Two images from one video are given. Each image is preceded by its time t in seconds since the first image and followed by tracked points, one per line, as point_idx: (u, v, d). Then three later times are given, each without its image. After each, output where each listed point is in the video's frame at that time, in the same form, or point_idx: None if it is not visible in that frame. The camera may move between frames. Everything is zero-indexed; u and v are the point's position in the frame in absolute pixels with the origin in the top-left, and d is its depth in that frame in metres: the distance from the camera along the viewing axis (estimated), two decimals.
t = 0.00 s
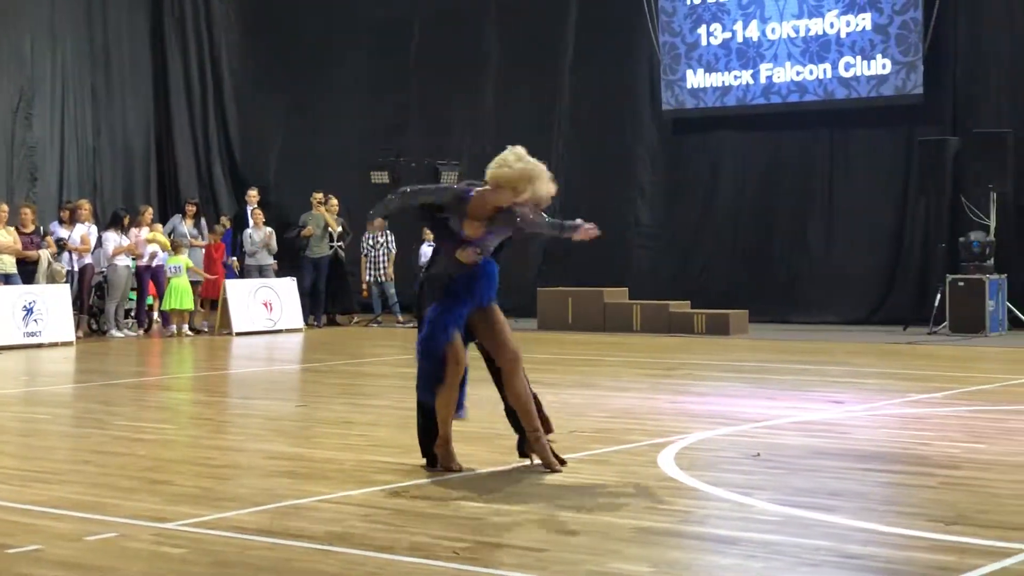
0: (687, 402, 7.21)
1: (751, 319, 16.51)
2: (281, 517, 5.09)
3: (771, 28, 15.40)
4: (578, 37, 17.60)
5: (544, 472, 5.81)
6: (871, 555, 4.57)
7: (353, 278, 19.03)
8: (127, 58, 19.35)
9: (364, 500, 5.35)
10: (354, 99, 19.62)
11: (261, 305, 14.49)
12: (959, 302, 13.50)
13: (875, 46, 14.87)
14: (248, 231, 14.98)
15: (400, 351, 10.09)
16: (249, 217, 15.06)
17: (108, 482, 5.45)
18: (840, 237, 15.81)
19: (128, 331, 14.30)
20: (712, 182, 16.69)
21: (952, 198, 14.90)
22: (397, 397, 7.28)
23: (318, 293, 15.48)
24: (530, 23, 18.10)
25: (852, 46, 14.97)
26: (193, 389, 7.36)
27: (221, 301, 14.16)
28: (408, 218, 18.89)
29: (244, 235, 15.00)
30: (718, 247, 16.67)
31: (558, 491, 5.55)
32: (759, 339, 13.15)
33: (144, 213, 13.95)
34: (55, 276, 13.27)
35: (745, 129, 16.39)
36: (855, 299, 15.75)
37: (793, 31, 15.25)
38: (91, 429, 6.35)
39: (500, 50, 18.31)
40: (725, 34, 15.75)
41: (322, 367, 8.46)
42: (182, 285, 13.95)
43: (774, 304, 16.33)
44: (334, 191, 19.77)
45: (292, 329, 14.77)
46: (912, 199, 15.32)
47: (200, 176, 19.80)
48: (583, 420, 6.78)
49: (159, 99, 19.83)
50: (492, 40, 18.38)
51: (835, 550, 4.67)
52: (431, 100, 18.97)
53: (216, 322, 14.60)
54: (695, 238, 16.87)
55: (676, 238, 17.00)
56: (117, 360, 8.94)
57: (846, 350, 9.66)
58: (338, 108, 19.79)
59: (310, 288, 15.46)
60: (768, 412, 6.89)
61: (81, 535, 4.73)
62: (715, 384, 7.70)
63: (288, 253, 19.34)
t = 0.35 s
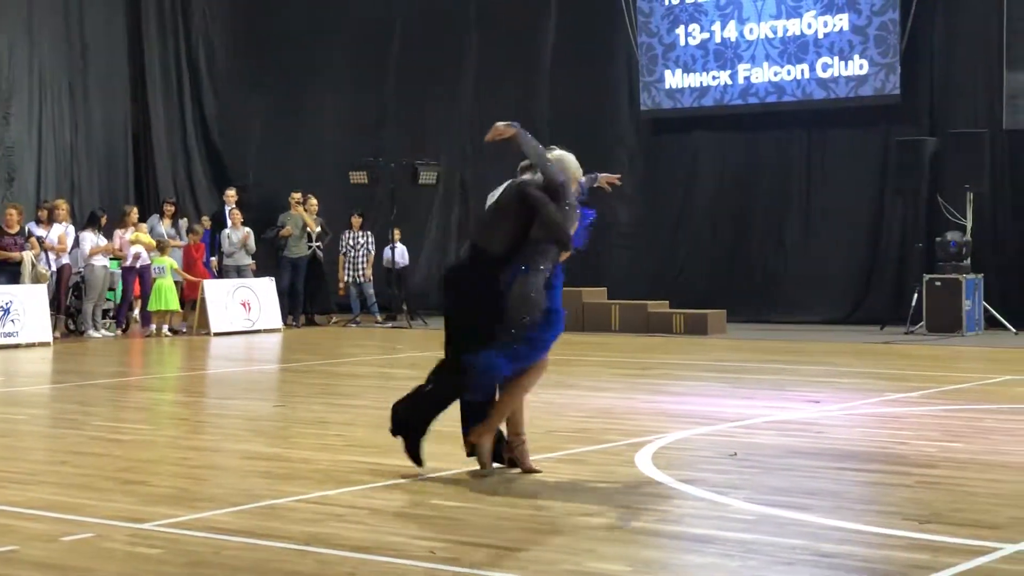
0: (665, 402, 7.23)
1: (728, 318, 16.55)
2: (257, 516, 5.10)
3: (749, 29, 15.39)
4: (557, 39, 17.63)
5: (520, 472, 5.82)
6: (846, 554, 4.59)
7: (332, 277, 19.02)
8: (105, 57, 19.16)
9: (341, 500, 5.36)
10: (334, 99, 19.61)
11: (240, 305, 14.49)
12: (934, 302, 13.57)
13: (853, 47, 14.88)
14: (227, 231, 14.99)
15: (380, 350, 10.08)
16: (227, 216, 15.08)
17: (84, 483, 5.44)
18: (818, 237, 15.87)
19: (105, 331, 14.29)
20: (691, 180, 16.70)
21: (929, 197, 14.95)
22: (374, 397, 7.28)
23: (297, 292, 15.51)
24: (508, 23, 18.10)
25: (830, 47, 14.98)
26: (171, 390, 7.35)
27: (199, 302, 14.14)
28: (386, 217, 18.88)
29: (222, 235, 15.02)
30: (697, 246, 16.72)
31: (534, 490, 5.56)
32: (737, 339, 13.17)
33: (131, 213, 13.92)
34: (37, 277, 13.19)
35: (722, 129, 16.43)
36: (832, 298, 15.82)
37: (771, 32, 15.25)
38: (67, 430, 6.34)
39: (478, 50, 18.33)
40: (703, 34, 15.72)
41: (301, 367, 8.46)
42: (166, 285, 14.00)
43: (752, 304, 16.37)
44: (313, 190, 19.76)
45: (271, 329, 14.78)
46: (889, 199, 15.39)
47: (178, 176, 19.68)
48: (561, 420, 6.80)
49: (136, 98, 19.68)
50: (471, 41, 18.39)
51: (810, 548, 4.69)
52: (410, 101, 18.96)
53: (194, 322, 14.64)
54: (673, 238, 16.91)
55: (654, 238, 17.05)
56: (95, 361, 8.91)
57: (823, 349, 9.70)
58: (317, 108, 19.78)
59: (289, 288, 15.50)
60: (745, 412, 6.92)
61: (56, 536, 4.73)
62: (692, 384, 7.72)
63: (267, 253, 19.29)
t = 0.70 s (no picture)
0: (640, 402, 7.24)
1: (703, 318, 16.57)
2: (229, 517, 5.10)
3: (723, 30, 15.41)
4: (531, 40, 17.66)
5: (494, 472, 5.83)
6: (817, 553, 4.61)
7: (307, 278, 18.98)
8: (78, 55, 18.97)
9: (313, 500, 5.36)
10: (311, 99, 19.57)
11: (214, 305, 14.46)
12: (907, 303, 13.63)
13: (828, 49, 14.91)
14: (200, 231, 14.96)
15: (356, 351, 10.08)
16: (201, 217, 15.03)
17: (55, 484, 5.43)
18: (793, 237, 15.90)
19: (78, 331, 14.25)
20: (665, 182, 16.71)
21: (903, 198, 14.97)
22: (349, 398, 7.29)
23: (272, 292, 15.53)
24: (486, 25, 18.10)
25: (805, 48, 15.00)
26: (145, 391, 7.34)
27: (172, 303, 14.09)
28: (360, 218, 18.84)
29: (196, 236, 14.98)
30: (673, 246, 16.74)
31: (508, 490, 5.57)
32: (711, 339, 13.17)
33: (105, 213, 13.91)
34: (10, 277, 13.12)
35: (697, 129, 16.44)
36: (806, 299, 15.87)
37: (745, 32, 15.27)
38: (39, 431, 6.33)
39: (453, 51, 18.33)
40: (677, 35, 15.72)
41: (276, 367, 8.46)
42: (143, 285, 14.24)
43: (728, 304, 16.38)
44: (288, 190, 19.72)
45: (245, 330, 14.76)
46: (864, 200, 15.44)
47: (150, 176, 19.52)
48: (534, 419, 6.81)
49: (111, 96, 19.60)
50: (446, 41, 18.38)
51: (781, 547, 4.71)
52: (384, 102, 18.93)
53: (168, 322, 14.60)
54: (648, 238, 16.93)
55: (628, 239, 17.07)
56: (69, 361, 8.89)
57: (797, 349, 9.74)
58: (293, 108, 19.74)
59: (264, 288, 15.50)
60: (718, 412, 6.93)
61: (26, 537, 4.73)
62: (667, 384, 7.73)
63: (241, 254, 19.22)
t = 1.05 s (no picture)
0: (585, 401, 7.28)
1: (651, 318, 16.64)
2: (173, 518, 5.09)
3: (671, 31, 15.47)
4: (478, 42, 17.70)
5: (438, 471, 5.85)
6: (757, 550, 4.64)
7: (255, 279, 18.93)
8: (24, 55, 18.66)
9: (258, 500, 5.36)
10: (262, 100, 19.52)
11: (162, 305, 14.45)
12: (851, 302, 13.76)
13: (776, 51, 15.00)
14: (147, 231, 14.95)
15: (303, 351, 10.07)
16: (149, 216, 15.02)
17: None
18: (739, 238, 15.99)
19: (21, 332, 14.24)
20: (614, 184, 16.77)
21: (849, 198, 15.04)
22: (296, 398, 7.29)
23: (221, 293, 15.53)
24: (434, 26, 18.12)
25: (752, 50, 15.08)
26: (90, 392, 7.31)
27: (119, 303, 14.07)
28: (309, 218, 18.81)
29: (142, 235, 14.98)
30: (622, 246, 16.78)
31: (452, 489, 5.59)
32: (657, 339, 13.19)
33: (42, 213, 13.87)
34: None
35: (645, 130, 16.51)
36: (752, 299, 15.97)
37: (693, 33, 15.34)
38: None
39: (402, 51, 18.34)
40: (626, 35, 15.76)
41: (222, 368, 8.44)
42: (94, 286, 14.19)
43: (675, 305, 16.45)
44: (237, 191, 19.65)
45: (192, 330, 14.75)
46: (810, 200, 15.54)
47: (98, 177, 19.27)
48: (480, 418, 6.83)
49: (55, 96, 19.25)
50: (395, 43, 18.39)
51: (722, 545, 4.74)
52: (335, 103, 18.91)
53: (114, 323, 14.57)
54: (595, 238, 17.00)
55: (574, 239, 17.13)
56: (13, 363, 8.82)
57: (743, 348, 9.82)
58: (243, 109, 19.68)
59: (213, 289, 15.49)
60: (663, 411, 6.97)
61: None
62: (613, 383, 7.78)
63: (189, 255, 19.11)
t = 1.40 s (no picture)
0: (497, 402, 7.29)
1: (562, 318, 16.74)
2: (75, 521, 5.00)
3: (582, 33, 15.59)
4: (390, 42, 17.69)
5: (347, 472, 5.82)
6: (663, 546, 4.66)
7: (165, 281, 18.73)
8: None
9: (164, 503, 5.28)
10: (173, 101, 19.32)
11: (68, 307, 14.33)
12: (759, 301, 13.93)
13: (686, 54, 15.15)
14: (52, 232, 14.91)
15: (213, 353, 9.98)
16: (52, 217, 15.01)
17: None
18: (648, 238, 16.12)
19: None
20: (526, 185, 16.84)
21: (757, 199, 15.24)
22: (206, 400, 7.22)
23: (129, 293, 15.41)
24: (345, 27, 18.08)
25: (663, 53, 15.22)
26: None
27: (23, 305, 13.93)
28: (220, 219, 18.65)
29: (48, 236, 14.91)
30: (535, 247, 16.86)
31: (361, 490, 5.56)
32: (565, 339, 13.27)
33: None
34: None
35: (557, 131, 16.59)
36: (661, 299, 16.13)
37: (603, 35, 15.45)
38: None
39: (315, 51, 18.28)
40: (537, 37, 15.85)
41: (130, 370, 8.34)
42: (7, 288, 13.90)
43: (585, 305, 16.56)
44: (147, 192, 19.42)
45: (99, 331, 14.67)
46: (719, 201, 15.71)
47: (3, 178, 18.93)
48: (391, 419, 6.81)
49: None
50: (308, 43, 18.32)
51: (628, 542, 4.75)
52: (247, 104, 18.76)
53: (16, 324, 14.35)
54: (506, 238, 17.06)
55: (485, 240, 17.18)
56: None
57: (655, 348, 9.91)
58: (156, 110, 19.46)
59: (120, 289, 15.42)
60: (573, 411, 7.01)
61: None
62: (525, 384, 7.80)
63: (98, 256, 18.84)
